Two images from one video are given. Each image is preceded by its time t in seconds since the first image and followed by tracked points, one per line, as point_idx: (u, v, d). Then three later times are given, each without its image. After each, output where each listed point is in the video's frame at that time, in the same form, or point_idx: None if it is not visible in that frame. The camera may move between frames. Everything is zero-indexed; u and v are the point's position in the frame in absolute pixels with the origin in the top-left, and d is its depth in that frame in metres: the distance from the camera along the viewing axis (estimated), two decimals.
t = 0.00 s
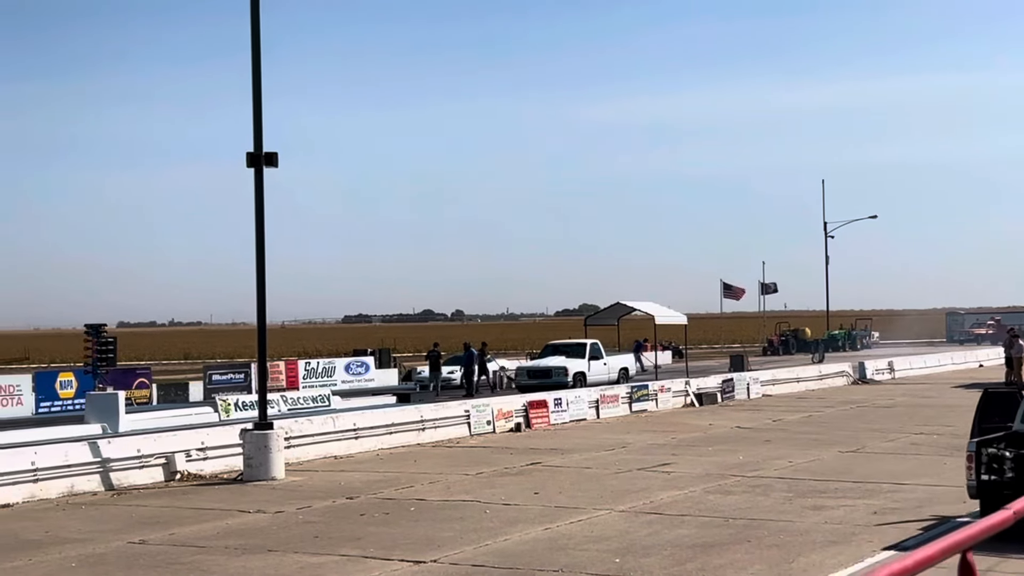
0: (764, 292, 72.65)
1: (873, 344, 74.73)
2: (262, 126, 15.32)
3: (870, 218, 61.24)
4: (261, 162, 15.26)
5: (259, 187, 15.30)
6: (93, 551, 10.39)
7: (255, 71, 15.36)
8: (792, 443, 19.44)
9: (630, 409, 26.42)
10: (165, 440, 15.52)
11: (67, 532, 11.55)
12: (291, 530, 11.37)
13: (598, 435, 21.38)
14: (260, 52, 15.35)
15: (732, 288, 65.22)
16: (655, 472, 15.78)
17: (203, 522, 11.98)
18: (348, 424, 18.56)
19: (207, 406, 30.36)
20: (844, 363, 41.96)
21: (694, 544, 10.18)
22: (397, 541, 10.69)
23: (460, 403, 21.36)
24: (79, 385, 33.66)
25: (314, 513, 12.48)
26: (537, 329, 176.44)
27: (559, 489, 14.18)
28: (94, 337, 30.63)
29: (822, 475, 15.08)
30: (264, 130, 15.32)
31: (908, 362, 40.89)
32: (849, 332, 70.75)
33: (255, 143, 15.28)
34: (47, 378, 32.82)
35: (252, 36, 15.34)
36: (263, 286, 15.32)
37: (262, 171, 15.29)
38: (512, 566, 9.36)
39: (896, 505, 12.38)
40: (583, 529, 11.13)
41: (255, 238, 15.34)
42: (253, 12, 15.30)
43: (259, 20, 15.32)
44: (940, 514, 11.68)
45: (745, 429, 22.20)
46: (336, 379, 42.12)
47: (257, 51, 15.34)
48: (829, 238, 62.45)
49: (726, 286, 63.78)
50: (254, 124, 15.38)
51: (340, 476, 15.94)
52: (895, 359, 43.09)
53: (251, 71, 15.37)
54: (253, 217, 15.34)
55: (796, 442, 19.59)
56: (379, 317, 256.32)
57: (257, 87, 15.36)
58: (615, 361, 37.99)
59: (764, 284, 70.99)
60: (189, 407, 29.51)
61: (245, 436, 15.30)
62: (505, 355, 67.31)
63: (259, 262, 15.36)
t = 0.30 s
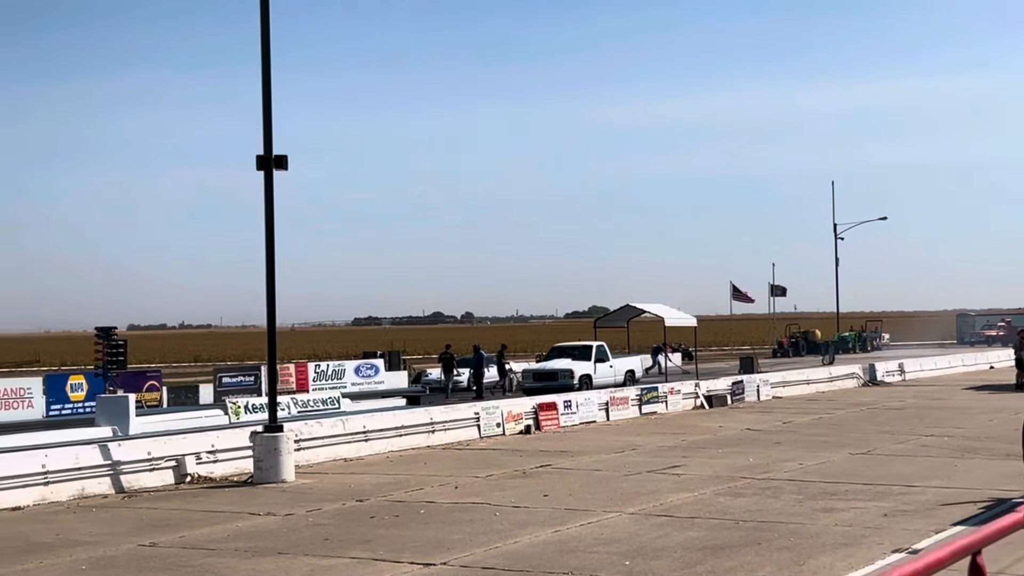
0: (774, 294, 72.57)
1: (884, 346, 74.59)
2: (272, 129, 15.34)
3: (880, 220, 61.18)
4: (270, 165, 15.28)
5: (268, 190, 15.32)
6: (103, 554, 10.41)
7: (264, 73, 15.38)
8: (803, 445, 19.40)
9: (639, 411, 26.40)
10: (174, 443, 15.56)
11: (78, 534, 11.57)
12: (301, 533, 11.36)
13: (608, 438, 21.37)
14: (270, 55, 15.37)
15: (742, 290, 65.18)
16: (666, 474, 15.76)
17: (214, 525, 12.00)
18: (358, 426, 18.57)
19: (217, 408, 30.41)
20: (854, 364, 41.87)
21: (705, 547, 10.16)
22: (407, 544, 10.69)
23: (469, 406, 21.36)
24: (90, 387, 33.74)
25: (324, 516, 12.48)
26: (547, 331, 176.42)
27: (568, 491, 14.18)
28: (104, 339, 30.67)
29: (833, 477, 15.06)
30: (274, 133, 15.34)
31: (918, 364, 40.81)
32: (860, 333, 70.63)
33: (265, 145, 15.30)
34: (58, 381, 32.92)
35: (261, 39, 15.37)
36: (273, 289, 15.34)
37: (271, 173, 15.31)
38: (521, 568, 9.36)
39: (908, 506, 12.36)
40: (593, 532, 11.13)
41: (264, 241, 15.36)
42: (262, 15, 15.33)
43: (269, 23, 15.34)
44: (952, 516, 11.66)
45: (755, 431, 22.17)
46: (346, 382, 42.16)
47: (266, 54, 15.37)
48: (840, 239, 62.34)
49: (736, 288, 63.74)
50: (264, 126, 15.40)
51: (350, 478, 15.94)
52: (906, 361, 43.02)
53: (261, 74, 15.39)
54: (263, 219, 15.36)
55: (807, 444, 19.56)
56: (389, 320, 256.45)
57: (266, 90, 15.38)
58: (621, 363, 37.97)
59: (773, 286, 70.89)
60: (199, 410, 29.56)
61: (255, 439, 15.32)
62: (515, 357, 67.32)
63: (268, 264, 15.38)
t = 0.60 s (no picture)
0: (784, 296, 72.45)
1: (894, 347, 74.41)
2: (281, 132, 15.36)
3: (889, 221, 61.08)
4: (279, 168, 15.30)
5: (277, 193, 15.34)
6: (113, 556, 10.43)
7: (274, 77, 15.41)
8: (812, 447, 19.37)
9: (649, 414, 26.38)
10: (184, 445, 15.59)
11: (88, 536, 11.60)
12: (310, 535, 11.37)
13: (617, 440, 21.35)
14: (280, 59, 15.40)
15: (750, 292, 65.10)
16: (675, 476, 15.75)
17: (224, 527, 12.02)
18: (367, 429, 18.58)
19: (226, 410, 30.44)
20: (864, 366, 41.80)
21: (714, 549, 10.16)
22: (415, 546, 10.70)
23: (478, 408, 21.36)
24: (99, 390, 33.78)
25: (333, 518, 12.50)
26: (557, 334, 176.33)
27: (577, 494, 14.18)
28: (114, 342, 30.69)
29: (843, 479, 15.04)
30: (282, 136, 15.36)
31: (928, 366, 40.72)
32: (870, 335, 70.48)
33: (274, 148, 15.32)
34: (68, 383, 32.96)
35: (270, 42, 15.39)
36: (283, 291, 15.36)
37: (281, 176, 15.33)
38: (530, 571, 9.36)
39: (918, 508, 12.35)
40: (602, 534, 11.13)
41: (274, 244, 15.38)
42: (272, 18, 15.35)
43: (278, 26, 15.36)
44: (962, 518, 11.64)
45: (764, 433, 22.14)
46: (355, 384, 42.17)
47: (276, 58, 15.39)
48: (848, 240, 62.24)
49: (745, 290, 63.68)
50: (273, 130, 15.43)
51: (359, 481, 15.96)
52: (915, 363, 42.93)
53: (270, 78, 15.41)
54: (272, 222, 15.39)
55: (817, 446, 19.53)
56: (399, 322, 256.63)
57: (276, 94, 15.41)
58: (628, 365, 37.95)
59: (783, 287, 70.77)
60: (208, 412, 29.59)
61: (264, 441, 15.34)
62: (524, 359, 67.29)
63: (277, 267, 15.40)
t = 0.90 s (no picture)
0: (792, 298, 72.39)
1: (902, 348, 74.28)
2: (288, 135, 15.38)
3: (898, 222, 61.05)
4: (287, 171, 15.32)
5: (285, 196, 15.36)
6: (121, 559, 10.43)
7: (281, 79, 15.43)
8: (821, 449, 19.34)
9: (657, 416, 26.36)
10: (193, 448, 15.61)
11: (98, 539, 11.61)
12: (318, 538, 11.37)
13: (625, 442, 21.33)
14: (287, 62, 15.42)
15: (758, 294, 65.07)
16: (684, 478, 15.73)
17: (233, 529, 12.03)
18: (375, 431, 18.59)
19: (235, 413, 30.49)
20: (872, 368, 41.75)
21: (722, 551, 10.15)
22: (424, 549, 10.69)
23: (486, 411, 21.36)
24: (109, 393, 33.81)
25: (342, 520, 12.51)
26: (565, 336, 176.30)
27: (585, 496, 14.17)
28: (123, 345, 30.72)
29: (852, 481, 15.02)
30: (290, 139, 15.38)
31: (937, 368, 40.65)
32: (878, 337, 70.40)
33: (282, 151, 15.35)
34: (78, 386, 33.02)
35: (278, 46, 15.41)
36: (291, 294, 15.37)
37: (288, 179, 15.35)
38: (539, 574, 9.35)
39: (927, 510, 12.33)
40: (610, 536, 11.12)
41: (281, 246, 15.40)
42: (279, 22, 15.38)
43: (285, 29, 15.39)
44: (971, 520, 11.62)
45: (773, 435, 22.12)
46: (364, 387, 42.19)
47: (283, 61, 15.41)
48: (857, 243, 62.21)
49: (753, 292, 63.64)
50: (281, 132, 15.45)
51: (367, 483, 15.96)
52: (924, 365, 42.87)
53: (278, 80, 15.43)
54: (280, 225, 15.41)
55: (826, 448, 19.51)
56: (407, 325, 256.67)
57: (283, 96, 15.43)
58: (635, 367, 37.94)
59: (791, 290, 70.61)
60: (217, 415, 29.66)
61: (273, 444, 15.36)
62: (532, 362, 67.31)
63: (285, 269, 15.42)
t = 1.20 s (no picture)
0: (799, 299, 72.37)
1: (909, 350, 74.20)
2: (295, 137, 15.41)
3: (904, 223, 60.96)
4: (294, 173, 15.34)
5: (292, 199, 15.38)
6: (128, 561, 10.44)
7: (288, 82, 15.45)
8: (828, 451, 19.32)
9: (663, 418, 26.36)
10: (199, 450, 15.63)
11: (105, 541, 11.62)
12: (325, 539, 11.39)
13: (632, 444, 21.34)
14: (293, 65, 15.44)
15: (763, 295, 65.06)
16: (690, 480, 15.73)
17: (240, 532, 12.05)
18: (381, 433, 18.61)
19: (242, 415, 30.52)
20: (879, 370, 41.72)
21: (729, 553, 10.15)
22: (430, 550, 10.70)
23: (492, 412, 21.36)
24: (115, 395, 33.84)
25: (348, 522, 12.52)
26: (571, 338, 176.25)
27: (591, 498, 14.17)
28: (129, 347, 30.74)
29: (859, 483, 15.00)
30: (296, 141, 15.40)
31: (944, 369, 40.61)
32: (885, 338, 70.34)
33: (289, 154, 15.37)
34: (84, 388, 33.07)
35: (284, 49, 15.43)
36: (297, 296, 15.39)
37: (295, 181, 15.37)
38: None
39: (934, 512, 12.31)
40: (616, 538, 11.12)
41: (288, 249, 15.42)
42: (286, 25, 15.40)
43: (292, 32, 15.41)
44: (978, 522, 11.61)
45: (780, 437, 22.11)
46: (370, 389, 42.21)
47: (289, 63, 15.44)
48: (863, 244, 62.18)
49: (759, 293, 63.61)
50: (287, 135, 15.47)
51: (373, 485, 15.96)
52: (930, 366, 42.82)
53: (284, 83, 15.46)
54: (287, 227, 15.43)
55: (833, 450, 19.48)
56: (413, 327, 256.81)
57: (290, 99, 15.45)
58: (640, 369, 37.93)
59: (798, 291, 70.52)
60: (224, 417, 29.69)
61: (279, 446, 15.37)
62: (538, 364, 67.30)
63: (291, 271, 15.44)
